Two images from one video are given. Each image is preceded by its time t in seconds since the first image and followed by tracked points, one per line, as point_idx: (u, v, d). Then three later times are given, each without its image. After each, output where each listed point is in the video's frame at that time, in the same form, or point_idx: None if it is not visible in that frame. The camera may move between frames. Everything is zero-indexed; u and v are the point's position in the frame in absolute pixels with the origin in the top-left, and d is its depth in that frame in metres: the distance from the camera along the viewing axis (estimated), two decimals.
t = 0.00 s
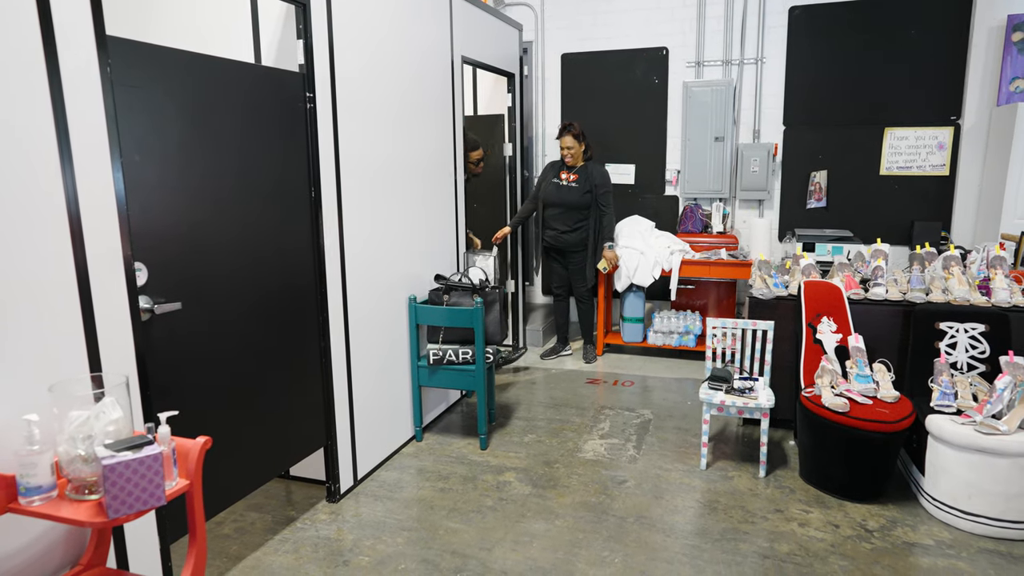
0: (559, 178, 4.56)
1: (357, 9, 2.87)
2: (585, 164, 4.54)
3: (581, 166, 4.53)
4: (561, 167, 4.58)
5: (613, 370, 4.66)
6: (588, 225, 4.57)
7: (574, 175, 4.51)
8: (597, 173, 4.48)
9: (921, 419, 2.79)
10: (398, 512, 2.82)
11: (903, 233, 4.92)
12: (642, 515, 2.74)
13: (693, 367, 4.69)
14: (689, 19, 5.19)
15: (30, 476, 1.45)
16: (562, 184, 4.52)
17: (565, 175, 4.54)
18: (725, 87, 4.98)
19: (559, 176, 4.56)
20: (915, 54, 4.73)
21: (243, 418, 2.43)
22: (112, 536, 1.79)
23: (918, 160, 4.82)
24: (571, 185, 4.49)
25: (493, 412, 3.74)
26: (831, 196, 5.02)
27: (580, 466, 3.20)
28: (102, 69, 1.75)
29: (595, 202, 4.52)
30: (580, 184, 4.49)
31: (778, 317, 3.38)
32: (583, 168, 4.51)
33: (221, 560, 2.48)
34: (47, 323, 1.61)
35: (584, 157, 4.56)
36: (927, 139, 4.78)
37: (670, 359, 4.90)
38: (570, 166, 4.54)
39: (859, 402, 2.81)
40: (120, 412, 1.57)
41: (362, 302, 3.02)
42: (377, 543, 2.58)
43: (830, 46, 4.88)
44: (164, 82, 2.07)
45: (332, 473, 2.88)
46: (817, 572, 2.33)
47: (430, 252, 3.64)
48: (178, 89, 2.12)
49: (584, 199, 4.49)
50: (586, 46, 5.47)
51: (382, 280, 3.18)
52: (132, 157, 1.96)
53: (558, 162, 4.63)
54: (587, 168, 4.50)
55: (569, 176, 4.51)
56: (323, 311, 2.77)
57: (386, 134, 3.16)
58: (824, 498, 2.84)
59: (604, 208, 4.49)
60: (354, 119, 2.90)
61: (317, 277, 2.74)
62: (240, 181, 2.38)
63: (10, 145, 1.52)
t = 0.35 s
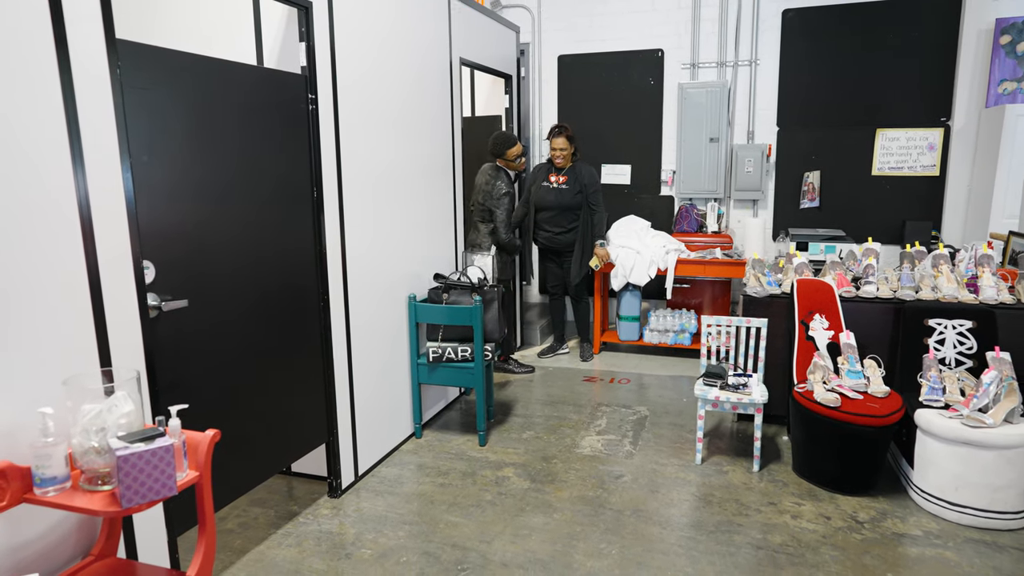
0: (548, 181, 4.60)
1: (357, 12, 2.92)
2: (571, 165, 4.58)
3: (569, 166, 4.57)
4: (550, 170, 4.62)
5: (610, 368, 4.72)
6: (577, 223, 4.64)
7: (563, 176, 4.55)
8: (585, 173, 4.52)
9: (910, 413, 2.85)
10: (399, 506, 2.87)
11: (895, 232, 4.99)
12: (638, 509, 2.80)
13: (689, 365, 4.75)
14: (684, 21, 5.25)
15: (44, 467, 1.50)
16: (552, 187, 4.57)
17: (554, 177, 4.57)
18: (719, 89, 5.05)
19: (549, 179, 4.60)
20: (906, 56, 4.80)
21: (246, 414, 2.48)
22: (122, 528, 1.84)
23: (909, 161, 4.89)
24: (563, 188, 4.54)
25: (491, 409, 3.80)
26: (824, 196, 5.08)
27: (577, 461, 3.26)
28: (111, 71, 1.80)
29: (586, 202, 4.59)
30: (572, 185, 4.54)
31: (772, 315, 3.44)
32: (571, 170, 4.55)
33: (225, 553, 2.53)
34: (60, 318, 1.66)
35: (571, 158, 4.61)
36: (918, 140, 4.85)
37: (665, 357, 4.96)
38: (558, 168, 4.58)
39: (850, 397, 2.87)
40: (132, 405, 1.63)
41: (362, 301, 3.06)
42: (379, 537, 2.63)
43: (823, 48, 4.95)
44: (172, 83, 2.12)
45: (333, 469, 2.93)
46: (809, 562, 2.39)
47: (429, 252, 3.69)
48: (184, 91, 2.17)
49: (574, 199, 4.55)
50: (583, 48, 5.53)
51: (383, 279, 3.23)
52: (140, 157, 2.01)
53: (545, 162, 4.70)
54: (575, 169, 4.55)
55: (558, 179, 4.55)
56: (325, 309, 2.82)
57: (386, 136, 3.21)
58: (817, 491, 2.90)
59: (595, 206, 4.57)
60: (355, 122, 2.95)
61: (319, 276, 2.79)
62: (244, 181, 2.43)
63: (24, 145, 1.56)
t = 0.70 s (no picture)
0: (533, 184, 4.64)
1: (346, 15, 2.98)
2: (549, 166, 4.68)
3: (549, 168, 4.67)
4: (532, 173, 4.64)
5: (595, 366, 4.80)
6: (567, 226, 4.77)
7: (545, 177, 4.64)
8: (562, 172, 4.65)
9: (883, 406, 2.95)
10: (388, 499, 2.93)
11: (874, 232, 5.10)
12: (621, 500, 2.87)
13: (673, 362, 4.84)
14: (667, 24, 5.34)
15: (46, 457, 1.55)
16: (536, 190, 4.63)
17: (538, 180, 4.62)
18: (703, 91, 5.14)
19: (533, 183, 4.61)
20: (884, 59, 4.91)
21: (238, 409, 2.53)
22: (119, 518, 1.90)
23: (887, 161, 5.00)
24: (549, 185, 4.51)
25: (479, 405, 3.87)
26: (805, 196, 5.19)
27: (562, 455, 3.33)
28: (108, 77, 1.86)
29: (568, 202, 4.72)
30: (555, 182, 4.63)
31: (752, 312, 3.53)
32: (551, 171, 4.66)
33: (217, 546, 2.58)
34: (59, 314, 1.72)
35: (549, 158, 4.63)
36: (896, 141, 4.97)
37: (650, 354, 5.05)
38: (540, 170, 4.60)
39: (826, 391, 2.97)
40: (130, 398, 1.69)
41: (351, 299, 3.12)
42: (368, 529, 2.70)
43: (804, 51, 5.05)
44: (165, 87, 2.17)
45: (323, 463, 2.99)
46: (784, 550, 2.48)
47: (416, 251, 3.75)
48: (177, 95, 2.22)
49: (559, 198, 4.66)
50: (569, 50, 5.61)
51: (372, 277, 3.30)
52: (135, 159, 2.07)
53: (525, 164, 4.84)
54: (555, 170, 4.67)
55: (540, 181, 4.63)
56: (315, 307, 2.88)
57: (374, 137, 3.27)
58: (794, 482, 2.99)
59: (578, 203, 4.69)
60: (344, 123, 3.01)
61: (309, 275, 2.85)
62: (235, 181, 2.48)
63: (25, 148, 1.62)
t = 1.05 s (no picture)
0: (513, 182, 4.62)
1: (332, 16, 3.07)
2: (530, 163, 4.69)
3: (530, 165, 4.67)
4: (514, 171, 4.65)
5: (580, 360, 4.91)
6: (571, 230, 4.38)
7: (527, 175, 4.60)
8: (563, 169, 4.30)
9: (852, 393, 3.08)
10: (376, 488, 3.02)
11: (850, 228, 5.24)
12: (601, 486, 2.98)
13: (655, 357, 4.96)
14: (649, 26, 5.46)
15: (50, 438, 1.64)
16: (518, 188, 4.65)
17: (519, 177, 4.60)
18: (684, 91, 5.26)
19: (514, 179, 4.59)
20: (858, 61, 5.05)
21: (230, 399, 2.61)
22: (118, 500, 1.98)
23: (862, 160, 5.14)
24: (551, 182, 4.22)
25: (465, 398, 3.97)
26: (783, 194, 5.32)
27: (546, 445, 3.44)
28: (106, 78, 1.95)
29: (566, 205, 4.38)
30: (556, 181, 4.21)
31: (729, 306, 3.65)
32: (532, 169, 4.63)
33: (211, 532, 2.67)
34: (62, 304, 1.80)
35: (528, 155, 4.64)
36: (870, 141, 5.11)
37: (633, 349, 5.17)
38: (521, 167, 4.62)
39: (798, 379, 3.09)
40: (130, 382, 1.78)
41: (339, 294, 3.21)
42: (357, 515, 2.79)
43: (781, 53, 5.18)
44: (159, 88, 2.26)
45: (313, 453, 3.08)
46: (756, 530, 2.60)
47: (404, 248, 3.84)
48: (171, 96, 2.31)
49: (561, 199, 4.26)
50: (552, 51, 5.72)
51: (359, 273, 3.38)
52: (131, 156, 2.15)
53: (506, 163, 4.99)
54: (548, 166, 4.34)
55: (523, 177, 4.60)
56: (304, 302, 2.97)
57: (361, 136, 3.36)
58: (768, 468, 3.11)
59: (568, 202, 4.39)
60: (331, 122, 3.09)
61: (298, 270, 2.93)
62: (227, 178, 2.56)
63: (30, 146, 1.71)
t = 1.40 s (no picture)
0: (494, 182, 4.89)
1: (322, 21, 3.17)
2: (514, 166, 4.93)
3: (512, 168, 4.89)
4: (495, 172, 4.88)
5: (563, 355, 5.05)
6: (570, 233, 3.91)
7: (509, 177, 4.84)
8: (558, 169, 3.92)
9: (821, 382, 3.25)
10: (367, 476, 3.14)
11: (823, 227, 5.43)
12: (584, 473, 3.12)
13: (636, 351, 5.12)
14: (629, 31, 5.62)
15: (65, 422, 1.75)
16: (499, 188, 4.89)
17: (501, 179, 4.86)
18: (663, 94, 5.42)
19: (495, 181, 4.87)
20: (830, 65, 5.24)
21: (226, 390, 2.71)
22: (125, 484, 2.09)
23: (834, 161, 5.33)
24: (539, 185, 3.86)
25: (451, 391, 4.09)
26: (759, 194, 5.50)
27: (530, 435, 3.57)
28: (114, 82, 2.05)
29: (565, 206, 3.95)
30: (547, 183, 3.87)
31: (706, 301, 3.80)
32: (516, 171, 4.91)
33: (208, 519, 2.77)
34: (72, 295, 1.91)
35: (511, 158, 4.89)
36: (841, 143, 5.30)
37: (614, 344, 5.32)
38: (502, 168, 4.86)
39: (770, 369, 3.24)
40: (138, 369, 1.89)
41: (330, 290, 3.32)
42: (349, 501, 2.90)
43: (756, 57, 5.36)
44: (160, 90, 2.36)
45: (306, 444, 3.19)
46: (729, 510, 2.75)
47: (392, 246, 3.95)
48: (171, 99, 2.41)
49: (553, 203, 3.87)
50: (535, 55, 5.85)
51: (349, 270, 3.49)
52: (134, 156, 2.26)
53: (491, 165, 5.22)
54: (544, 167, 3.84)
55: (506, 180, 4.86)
56: (297, 297, 3.07)
57: (351, 137, 3.46)
58: (742, 454, 3.27)
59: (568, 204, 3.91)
60: (321, 124, 3.20)
61: (291, 266, 3.04)
62: (223, 178, 2.66)
63: (43, 146, 1.81)
